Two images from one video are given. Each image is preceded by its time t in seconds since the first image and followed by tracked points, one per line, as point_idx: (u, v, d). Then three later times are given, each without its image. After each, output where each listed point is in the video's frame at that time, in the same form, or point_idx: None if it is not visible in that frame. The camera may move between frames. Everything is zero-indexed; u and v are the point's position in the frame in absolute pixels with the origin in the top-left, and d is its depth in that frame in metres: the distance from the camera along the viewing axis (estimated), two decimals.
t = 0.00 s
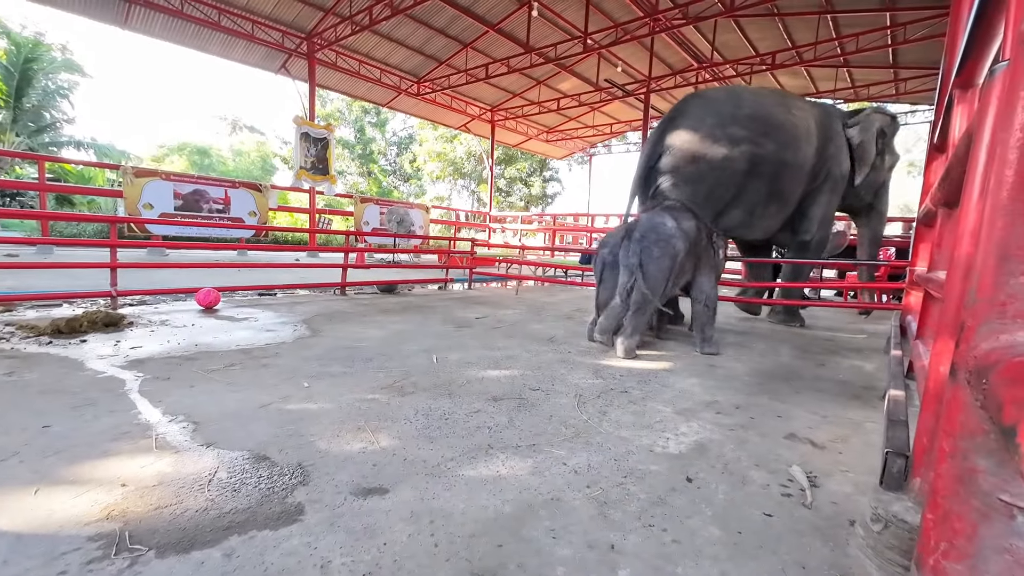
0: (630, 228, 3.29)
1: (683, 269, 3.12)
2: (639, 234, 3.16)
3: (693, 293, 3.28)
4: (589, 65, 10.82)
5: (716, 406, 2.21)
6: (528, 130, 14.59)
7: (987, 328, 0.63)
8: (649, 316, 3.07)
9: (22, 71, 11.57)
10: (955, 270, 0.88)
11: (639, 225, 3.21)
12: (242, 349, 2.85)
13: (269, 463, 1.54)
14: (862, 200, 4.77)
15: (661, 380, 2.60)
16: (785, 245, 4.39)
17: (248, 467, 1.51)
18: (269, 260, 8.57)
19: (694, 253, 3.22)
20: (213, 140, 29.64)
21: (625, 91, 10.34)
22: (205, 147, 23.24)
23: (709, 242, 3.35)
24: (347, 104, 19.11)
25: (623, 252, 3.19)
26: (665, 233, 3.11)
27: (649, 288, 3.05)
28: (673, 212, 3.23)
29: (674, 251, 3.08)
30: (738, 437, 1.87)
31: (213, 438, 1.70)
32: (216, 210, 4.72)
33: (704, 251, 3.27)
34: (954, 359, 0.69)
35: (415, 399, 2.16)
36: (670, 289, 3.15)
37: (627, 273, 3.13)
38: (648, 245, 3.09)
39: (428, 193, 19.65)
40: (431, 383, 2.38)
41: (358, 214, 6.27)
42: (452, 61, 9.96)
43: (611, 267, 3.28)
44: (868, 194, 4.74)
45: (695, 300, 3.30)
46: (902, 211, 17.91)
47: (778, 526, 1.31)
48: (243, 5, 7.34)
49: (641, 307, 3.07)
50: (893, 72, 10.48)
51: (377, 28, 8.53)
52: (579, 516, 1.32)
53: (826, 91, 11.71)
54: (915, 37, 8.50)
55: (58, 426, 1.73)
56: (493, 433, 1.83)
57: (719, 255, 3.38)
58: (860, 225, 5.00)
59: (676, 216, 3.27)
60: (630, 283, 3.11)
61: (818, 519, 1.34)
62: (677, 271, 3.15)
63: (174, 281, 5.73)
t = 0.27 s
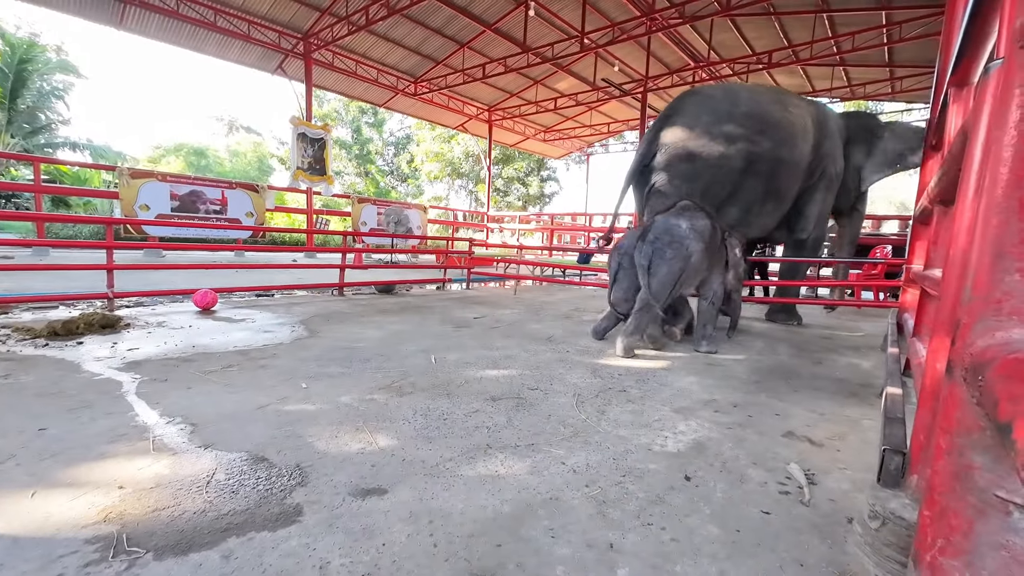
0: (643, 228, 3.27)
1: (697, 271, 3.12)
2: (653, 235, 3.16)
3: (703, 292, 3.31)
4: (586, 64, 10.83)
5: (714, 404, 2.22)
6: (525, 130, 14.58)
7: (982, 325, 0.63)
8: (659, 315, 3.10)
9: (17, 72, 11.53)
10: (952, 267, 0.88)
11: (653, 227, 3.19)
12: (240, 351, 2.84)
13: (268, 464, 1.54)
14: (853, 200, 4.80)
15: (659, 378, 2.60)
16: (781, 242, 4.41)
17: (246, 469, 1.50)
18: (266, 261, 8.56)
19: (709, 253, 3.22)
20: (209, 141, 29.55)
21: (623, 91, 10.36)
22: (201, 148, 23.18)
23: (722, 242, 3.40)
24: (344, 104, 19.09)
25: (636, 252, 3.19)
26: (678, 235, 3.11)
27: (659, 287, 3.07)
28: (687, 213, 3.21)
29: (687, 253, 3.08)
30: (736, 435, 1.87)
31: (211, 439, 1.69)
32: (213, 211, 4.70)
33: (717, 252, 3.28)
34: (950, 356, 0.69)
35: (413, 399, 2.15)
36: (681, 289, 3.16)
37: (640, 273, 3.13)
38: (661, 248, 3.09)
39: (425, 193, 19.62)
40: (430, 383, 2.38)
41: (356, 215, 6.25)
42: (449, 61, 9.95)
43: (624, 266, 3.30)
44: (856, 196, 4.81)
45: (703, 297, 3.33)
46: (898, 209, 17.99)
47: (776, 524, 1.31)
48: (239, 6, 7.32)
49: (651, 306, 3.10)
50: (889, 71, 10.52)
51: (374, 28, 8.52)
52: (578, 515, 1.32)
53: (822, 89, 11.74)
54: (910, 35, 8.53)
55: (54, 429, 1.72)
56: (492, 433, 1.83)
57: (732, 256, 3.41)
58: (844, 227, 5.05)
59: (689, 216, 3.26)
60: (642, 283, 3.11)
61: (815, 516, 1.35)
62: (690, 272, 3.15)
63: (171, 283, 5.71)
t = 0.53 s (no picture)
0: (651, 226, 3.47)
1: (702, 266, 3.26)
2: (657, 232, 3.34)
3: (709, 287, 3.43)
4: (583, 63, 10.82)
5: (712, 403, 2.22)
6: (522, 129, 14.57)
7: (976, 322, 0.62)
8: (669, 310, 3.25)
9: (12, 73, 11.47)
10: (948, 264, 0.88)
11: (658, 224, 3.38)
12: (237, 352, 2.84)
13: (265, 465, 1.53)
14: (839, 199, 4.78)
15: (657, 377, 2.61)
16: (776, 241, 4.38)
17: (243, 470, 1.50)
18: (263, 261, 8.54)
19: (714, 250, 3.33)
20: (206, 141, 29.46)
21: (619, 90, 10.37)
22: (198, 149, 23.10)
23: (730, 240, 3.50)
24: (340, 104, 19.06)
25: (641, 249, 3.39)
26: (681, 231, 3.26)
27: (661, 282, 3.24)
28: (690, 210, 3.34)
29: (690, 249, 3.23)
30: (734, 433, 1.88)
31: (208, 440, 1.69)
32: (209, 212, 4.68)
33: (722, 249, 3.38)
34: (945, 353, 0.69)
35: (411, 399, 2.15)
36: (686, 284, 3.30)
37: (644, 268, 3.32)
38: (663, 244, 3.27)
39: (423, 192, 19.59)
40: (428, 383, 2.38)
41: (353, 215, 6.24)
42: (446, 60, 9.93)
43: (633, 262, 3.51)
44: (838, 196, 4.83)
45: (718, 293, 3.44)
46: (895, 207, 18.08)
47: (773, 522, 1.31)
48: (234, 6, 7.28)
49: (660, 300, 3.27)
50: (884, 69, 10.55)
51: (370, 28, 8.50)
52: (576, 515, 1.32)
53: (818, 88, 11.77)
54: (906, 34, 8.56)
55: (49, 431, 1.71)
56: (490, 433, 1.82)
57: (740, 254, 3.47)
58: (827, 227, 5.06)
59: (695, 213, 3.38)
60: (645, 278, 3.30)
61: (813, 514, 1.35)
62: (695, 268, 3.28)
63: (168, 284, 5.69)
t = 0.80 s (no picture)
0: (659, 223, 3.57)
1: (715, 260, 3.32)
2: (666, 230, 3.44)
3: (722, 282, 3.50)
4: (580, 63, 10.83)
5: (708, 401, 2.23)
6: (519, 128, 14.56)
7: (970, 320, 0.62)
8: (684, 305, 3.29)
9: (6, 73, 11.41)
10: (942, 261, 0.88)
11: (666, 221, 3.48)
12: (234, 353, 2.83)
13: (261, 466, 1.53)
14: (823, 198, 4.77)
15: (654, 376, 2.61)
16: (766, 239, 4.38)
17: (239, 471, 1.49)
18: (260, 262, 8.53)
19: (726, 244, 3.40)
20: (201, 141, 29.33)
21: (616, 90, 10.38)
22: (194, 149, 23.01)
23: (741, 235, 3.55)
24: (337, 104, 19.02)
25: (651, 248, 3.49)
26: (688, 227, 3.35)
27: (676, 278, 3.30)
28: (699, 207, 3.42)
29: (699, 245, 3.30)
30: (730, 432, 1.88)
31: (204, 442, 1.68)
32: (205, 212, 4.66)
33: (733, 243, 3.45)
34: (940, 350, 0.69)
35: (408, 400, 2.15)
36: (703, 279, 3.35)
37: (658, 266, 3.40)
38: (672, 240, 3.36)
39: (420, 192, 19.57)
40: (424, 383, 2.37)
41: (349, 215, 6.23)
42: (442, 60, 9.92)
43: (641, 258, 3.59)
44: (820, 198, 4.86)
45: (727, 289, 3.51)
46: (889, 205, 18.20)
47: (770, 519, 1.32)
48: (229, 5, 7.25)
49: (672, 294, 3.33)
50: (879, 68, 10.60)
51: (366, 28, 8.48)
52: (573, 514, 1.32)
53: (813, 87, 11.82)
54: (901, 33, 8.59)
55: (43, 433, 1.70)
56: (487, 433, 1.82)
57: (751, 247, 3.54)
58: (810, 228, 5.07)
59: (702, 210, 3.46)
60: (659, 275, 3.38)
61: (809, 511, 1.35)
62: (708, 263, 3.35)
63: (163, 285, 5.66)
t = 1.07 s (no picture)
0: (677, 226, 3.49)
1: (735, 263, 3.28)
2: (686, 234, 3.36)
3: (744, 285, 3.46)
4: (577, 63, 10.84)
5: (706, 401, 2.23)
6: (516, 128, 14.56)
7: (965, 319, 0.62)
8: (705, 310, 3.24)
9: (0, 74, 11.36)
10: (937, 260, 0.88)
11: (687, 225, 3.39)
12: (230, 354, 2.81)
13: (259, 468, 1.52)
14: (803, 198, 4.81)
15: (652, 375, 2.61)
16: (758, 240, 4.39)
17: (236, 473, 1.49)
18: (256, 263, 8.50)
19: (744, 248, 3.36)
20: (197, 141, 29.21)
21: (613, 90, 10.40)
22: (190, 149, 22.93)
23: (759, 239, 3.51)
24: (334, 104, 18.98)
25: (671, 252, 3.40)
26: (710, 232, 3.29)
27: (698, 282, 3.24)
28: (719, 212, 3.38)
29: (722, 249, 3.24)
30: (728, 431, 1.88)
31: (200, 443, 1.68)
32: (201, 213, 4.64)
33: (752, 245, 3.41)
34: (935, 349, 0.69)
35: (406, 400, 2.14)
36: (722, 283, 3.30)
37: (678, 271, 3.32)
38: (694, 244, 3.27)
39: (417, 192, 19.55)
40: (422, 383, 2.37)
41: (347, 215, 6.22)
42: (439, 60, 9.91)
43: (657, 260, 3.49)
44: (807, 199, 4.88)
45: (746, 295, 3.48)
46: (886, 205, 18.31)
47: (768, 518, 1.32)
48: (225, 5, 7.22)
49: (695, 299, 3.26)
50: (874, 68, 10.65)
51: (363, 28, 8.46)
52: (571, 514, 1.32)
53: (809, 87, 11.86)
54: (896, 33, 8.64)
55: (38, 435, 1.69)
56: (485, 433, 1.82)
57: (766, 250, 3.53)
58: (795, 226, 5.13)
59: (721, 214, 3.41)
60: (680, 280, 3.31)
61: (806, 510, 1.36)
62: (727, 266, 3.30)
63: (159, 286, 5.64)
